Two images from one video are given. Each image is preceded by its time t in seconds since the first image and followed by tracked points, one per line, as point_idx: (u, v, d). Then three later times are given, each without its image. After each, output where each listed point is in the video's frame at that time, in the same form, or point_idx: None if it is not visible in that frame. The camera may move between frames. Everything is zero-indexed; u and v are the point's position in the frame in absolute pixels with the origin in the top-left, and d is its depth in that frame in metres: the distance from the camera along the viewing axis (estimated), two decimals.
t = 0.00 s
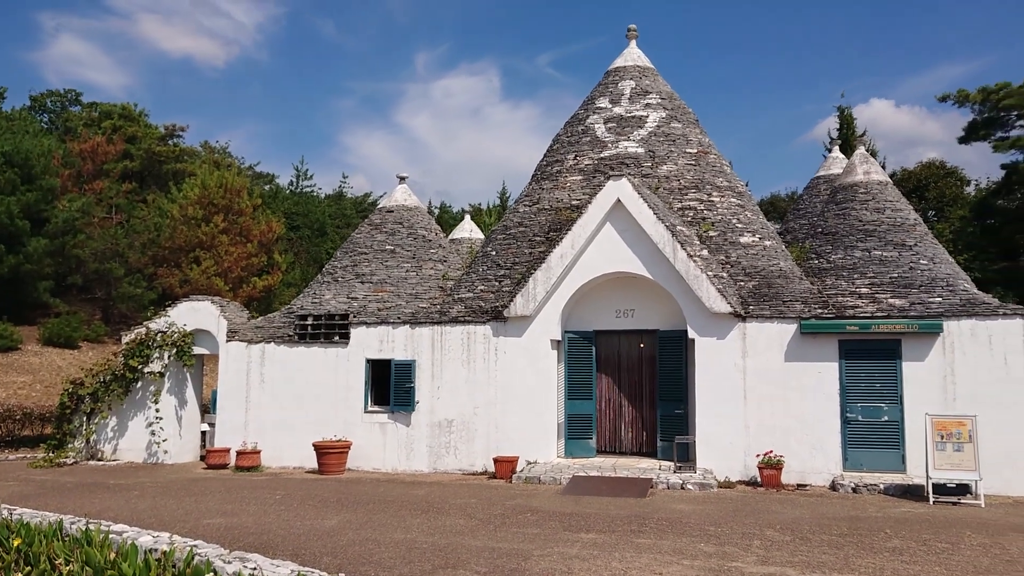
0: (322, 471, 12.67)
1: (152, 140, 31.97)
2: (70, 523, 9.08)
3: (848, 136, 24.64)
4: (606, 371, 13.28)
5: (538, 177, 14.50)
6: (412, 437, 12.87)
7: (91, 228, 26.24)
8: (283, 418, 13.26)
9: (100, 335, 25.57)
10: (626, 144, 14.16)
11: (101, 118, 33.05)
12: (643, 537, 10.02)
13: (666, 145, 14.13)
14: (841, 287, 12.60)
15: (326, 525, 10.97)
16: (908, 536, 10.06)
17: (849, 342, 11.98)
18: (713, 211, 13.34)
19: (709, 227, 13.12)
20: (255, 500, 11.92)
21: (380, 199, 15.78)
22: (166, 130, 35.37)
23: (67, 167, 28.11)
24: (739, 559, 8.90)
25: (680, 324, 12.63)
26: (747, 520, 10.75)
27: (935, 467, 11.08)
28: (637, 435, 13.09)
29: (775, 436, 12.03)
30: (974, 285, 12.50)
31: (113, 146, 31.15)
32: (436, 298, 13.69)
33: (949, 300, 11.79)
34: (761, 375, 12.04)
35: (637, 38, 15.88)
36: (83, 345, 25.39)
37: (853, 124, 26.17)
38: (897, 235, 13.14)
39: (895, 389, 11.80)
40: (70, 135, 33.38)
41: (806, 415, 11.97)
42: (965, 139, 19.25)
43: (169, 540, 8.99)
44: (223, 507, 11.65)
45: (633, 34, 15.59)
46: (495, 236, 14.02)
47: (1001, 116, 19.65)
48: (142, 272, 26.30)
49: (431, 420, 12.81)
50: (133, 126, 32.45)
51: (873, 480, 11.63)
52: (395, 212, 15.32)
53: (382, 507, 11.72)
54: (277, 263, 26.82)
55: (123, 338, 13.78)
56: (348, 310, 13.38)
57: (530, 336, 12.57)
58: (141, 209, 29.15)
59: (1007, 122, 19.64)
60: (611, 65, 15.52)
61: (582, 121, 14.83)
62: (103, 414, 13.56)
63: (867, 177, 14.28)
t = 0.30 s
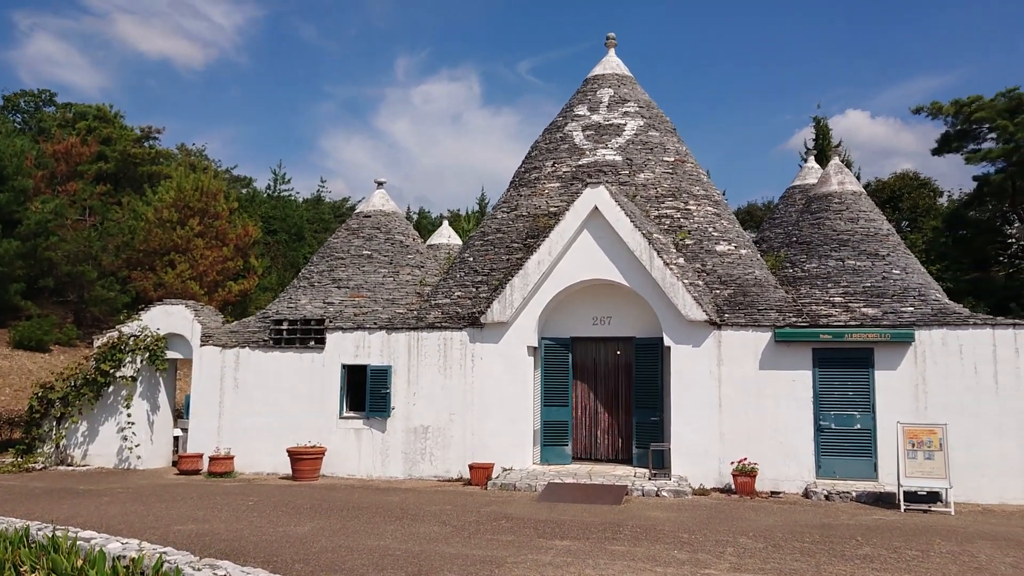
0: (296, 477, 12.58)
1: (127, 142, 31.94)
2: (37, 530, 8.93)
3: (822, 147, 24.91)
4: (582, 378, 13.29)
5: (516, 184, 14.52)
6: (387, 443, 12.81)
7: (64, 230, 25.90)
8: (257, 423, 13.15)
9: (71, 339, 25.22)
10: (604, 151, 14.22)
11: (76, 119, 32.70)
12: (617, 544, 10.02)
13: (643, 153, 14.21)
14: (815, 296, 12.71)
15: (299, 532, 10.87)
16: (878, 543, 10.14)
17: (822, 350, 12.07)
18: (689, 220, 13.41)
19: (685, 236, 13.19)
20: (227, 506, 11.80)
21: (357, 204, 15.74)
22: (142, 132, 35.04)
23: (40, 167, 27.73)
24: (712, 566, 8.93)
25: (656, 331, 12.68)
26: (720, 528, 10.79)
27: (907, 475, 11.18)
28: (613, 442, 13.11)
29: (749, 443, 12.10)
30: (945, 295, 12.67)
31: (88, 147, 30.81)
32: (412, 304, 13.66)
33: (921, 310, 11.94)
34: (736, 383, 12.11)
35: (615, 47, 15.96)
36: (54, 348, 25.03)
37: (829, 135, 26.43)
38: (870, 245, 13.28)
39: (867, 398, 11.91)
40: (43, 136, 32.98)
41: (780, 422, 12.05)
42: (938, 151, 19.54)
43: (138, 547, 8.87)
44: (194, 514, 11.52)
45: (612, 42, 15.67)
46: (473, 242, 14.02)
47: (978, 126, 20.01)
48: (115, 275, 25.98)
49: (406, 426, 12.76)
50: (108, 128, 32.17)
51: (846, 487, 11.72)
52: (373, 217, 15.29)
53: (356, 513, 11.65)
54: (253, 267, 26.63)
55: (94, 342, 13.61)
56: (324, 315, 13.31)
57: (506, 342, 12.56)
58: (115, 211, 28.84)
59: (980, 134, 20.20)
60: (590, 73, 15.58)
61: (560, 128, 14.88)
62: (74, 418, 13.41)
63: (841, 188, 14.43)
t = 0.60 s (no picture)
0: (265, 483, 12.46)
1: (97, 143, 31.42)
2: None
3: (794, 158, 25.22)
4: (554, 386, 13.31)
5: (490, 191, 14.54)
6: (358, 450, 12.75)
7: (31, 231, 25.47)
8: (226, 429, 13.02)
9: (36, 342, 24.79)
10: (579, 160, 14.27)
11: (45, 119, 32.21)
12: (588, 552, 10.02)
13: (617, 162, 14.28)
14: (785, 306, 12.84)
15: (267, 539, 10.76)
16: (845, 551, 10.24)
17: (792, 360, 12.18)
18: (662, 229, 13.50)
19: (658, 244, 13.27)
20: (195, 513, 11.65)
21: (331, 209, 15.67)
22: (113, 133, 34.60)
23: (7, 167, 27.27)
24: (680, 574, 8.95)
25: (628, 339, 12.73)
26: (690, 535, 10.84)
27: (873, 484, 11.30)
28: (585, 449, 13.13)
29: (719, 452, 12.18)
30: (913, 306, 12.86)
31: (57, 147, 30.38)
32: (385, 310, 13.61)
33: (889, 320, 12.10)
34: (707, 392, 12.19)
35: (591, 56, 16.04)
36: (18, 351, 24.59)
37: (800, 147, 26.80)
38: (840, 256, 13.44)
39: (836, 407, 12.04)
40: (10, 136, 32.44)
41: (749, 431, 12.14)
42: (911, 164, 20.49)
43: (102, 555, 8.73)
44: (161, 520, 11.36)
45: (588, 51, 15.75)
46: (447, 248, 14.00)
47: (940, 142, 21.76)
48: (83, 277, 25.59)
49: (378, 433, 12.70)
50: (77, 129, 31.75)
51: (814, 495, 11.84)
52: (346, 222, 15.25)
53: (325, 520, 11.56)
54: (225, 271, 26.42)
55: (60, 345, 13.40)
56: (296, 320, 13.23)
57: (479, 349, 12.55)
58: (84, 213, 28.45)
59: (946, 148, 21.81)
60: (565, 82, 15.65)
61: (535, 136, 14.93)
62: (38, 423, 13.15)
63: (812, 199, 14.60)
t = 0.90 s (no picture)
0: (227, 491, 12.31)
1: (60, 144, 30.91)
2: None
3: (760, 171, 25.56)
4: (521, 394, 13.31)
5: (459, 199, 14.53)
6: (323, 457, 12.68)
7: None
8: (188, 436, 12.85)
9: None
10: (548, 169, 14.32)
11: (6, 117, 31.60)
12: (551, 561, 10.00)
13: (586, 172, 14.35)
14: (749, 317, 12.99)
15: (228, 548, 10.60)
16: (805, 560, 10.33)
17: (755, 370, 12.30)
18: (630, 239, 13.59)
19: (625, 254, 13.35)
20: (153, 521, 11.45)
21: (298, 214, 15.58)
22: (77, 134, 34.06)
23: None
24: None
25: (595, 348, 12.79)
26: (653, 544, 10.87)
27: (834, 494, 11.43)
28: (550, 458, 13.14)
29: (683, 461, 12.25)
30: (873, 318, 13.08)
31: (18, 147, 29.83)
32: (352, 316, 13.56)
33: (850, 332, 12.30)
34: (672, 401, 12.26)
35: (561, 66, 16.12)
36: None
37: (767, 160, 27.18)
38: (803, 268, 13.63)
39: (798, 417, 12.17)
40: None
41: (713, 441, 12.23)
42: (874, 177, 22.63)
43: (56, 564, 8.52)
44: (118, 529, 11.14)
45: (558, 61, 15.84)
46: (415, 255, 13.98)
47: (901, 158, 24.36)
48: (43, 279, 25.12)
49: (342, 441, 12.64)
50: (40, 129, 31.26)
51: (776, 505, 11.95)
52: (314, 227, 15.17)
53: (287, 529, 11.42)
54: (189, 275, 26.17)
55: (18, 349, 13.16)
56: (260, 326, 13.11)
57: (446, 357, 12.54)
58: (45, 214, 27.98)
59: (907, 163, 24.27)
60: (535, 91, 15.72)
61: (505, 145, 14.97)
62: None
63: (777, 212, 14.78)
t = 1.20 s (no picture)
0: (184, 499, 12.15)
1: (18, 143, 30.30)
2: None
3: (724, 183, 25.85)
4: (484, 402, 13.29)
5: (425, 206, 14.51)
6: (283, 465, 12.57)
7: None
8: (145, 442, 12.66)
9: None
10: (514, 178, 14.36)
11: None
12: (511, 569, 9.98)
13: (552, 182, 14.42)
14: (711, 328, 13.12)
15: (183, 557, 10.41)
16: (763, 569, 10.42)
17: (716, 380, 12.42)
18: (594, 249, 13.67)
19: (589, 264, 13.42)
20: (107, 530, 11.22)
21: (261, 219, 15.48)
22: (35, 133, 33.43)
23: None
24: None
25: (559, 357, 12.84)
26: (613, 553, 10.90)
27: (792, 503, 11.55)
28: (513, 466, 13.13)
29: (644, 470, 12.32)
30: (832, 330, 13.29)
31: None
32: (314, 323, 13.49)
33: (809, 343, 12.48)
34: (634, 410, 12.33)
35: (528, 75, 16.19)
36: None
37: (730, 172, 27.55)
38: (764, 280, 13.81)
39: (758, 427, 12.31)
40: None
41: (674, 450, 12.32)
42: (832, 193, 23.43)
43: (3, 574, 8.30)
44: (71, 537, 10.90)
45: (525, 71, 15.91)
46: (380, 262, 13.94)
47: (861, 173, 25.13)
48: None
49: (303, 448, 12.56)
50: None
51: (736, 514, 12.05)
52: (277, 233, 15.09)
53: (246, 537, 11.27)
54: (149, 279, 25.88)
55: None
56: (221, 331, 12.98)
57: (409, 364, 12.50)
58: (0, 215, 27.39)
59: (867, 178, 25.03)
60: (502, 100, 15.77)
61: (471, 153, 15.00)
62: None
63: (739, 224, 14.97)
